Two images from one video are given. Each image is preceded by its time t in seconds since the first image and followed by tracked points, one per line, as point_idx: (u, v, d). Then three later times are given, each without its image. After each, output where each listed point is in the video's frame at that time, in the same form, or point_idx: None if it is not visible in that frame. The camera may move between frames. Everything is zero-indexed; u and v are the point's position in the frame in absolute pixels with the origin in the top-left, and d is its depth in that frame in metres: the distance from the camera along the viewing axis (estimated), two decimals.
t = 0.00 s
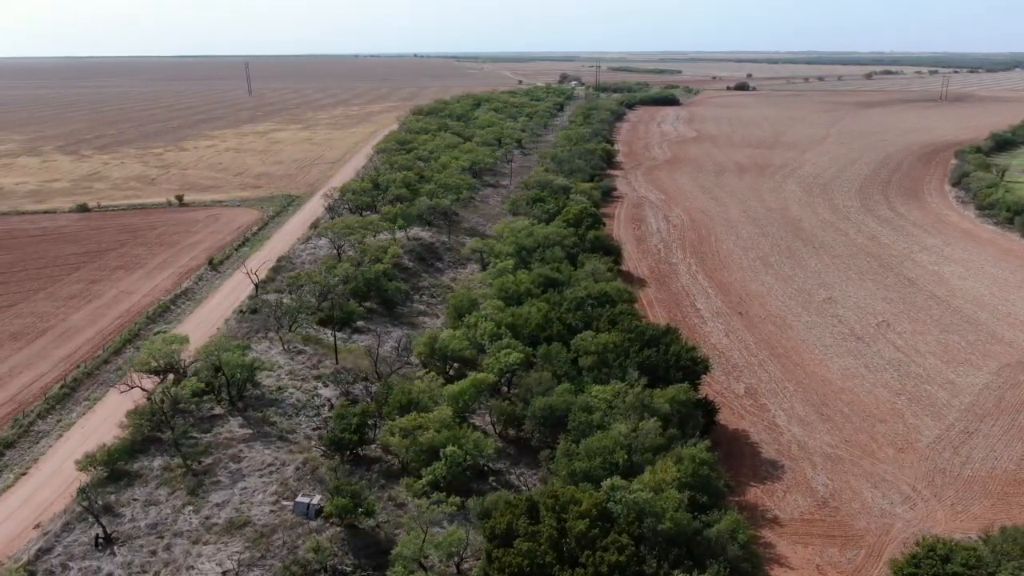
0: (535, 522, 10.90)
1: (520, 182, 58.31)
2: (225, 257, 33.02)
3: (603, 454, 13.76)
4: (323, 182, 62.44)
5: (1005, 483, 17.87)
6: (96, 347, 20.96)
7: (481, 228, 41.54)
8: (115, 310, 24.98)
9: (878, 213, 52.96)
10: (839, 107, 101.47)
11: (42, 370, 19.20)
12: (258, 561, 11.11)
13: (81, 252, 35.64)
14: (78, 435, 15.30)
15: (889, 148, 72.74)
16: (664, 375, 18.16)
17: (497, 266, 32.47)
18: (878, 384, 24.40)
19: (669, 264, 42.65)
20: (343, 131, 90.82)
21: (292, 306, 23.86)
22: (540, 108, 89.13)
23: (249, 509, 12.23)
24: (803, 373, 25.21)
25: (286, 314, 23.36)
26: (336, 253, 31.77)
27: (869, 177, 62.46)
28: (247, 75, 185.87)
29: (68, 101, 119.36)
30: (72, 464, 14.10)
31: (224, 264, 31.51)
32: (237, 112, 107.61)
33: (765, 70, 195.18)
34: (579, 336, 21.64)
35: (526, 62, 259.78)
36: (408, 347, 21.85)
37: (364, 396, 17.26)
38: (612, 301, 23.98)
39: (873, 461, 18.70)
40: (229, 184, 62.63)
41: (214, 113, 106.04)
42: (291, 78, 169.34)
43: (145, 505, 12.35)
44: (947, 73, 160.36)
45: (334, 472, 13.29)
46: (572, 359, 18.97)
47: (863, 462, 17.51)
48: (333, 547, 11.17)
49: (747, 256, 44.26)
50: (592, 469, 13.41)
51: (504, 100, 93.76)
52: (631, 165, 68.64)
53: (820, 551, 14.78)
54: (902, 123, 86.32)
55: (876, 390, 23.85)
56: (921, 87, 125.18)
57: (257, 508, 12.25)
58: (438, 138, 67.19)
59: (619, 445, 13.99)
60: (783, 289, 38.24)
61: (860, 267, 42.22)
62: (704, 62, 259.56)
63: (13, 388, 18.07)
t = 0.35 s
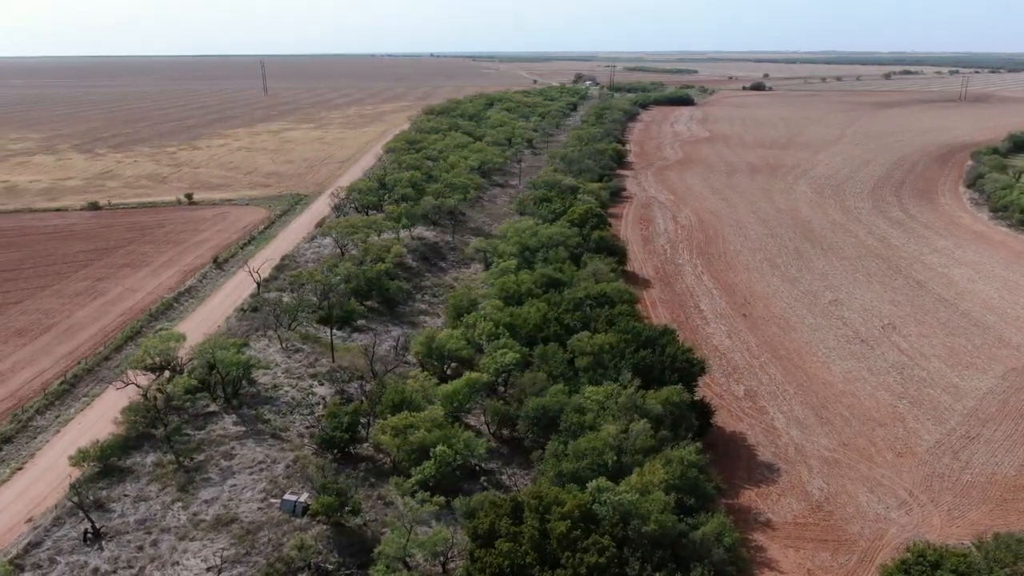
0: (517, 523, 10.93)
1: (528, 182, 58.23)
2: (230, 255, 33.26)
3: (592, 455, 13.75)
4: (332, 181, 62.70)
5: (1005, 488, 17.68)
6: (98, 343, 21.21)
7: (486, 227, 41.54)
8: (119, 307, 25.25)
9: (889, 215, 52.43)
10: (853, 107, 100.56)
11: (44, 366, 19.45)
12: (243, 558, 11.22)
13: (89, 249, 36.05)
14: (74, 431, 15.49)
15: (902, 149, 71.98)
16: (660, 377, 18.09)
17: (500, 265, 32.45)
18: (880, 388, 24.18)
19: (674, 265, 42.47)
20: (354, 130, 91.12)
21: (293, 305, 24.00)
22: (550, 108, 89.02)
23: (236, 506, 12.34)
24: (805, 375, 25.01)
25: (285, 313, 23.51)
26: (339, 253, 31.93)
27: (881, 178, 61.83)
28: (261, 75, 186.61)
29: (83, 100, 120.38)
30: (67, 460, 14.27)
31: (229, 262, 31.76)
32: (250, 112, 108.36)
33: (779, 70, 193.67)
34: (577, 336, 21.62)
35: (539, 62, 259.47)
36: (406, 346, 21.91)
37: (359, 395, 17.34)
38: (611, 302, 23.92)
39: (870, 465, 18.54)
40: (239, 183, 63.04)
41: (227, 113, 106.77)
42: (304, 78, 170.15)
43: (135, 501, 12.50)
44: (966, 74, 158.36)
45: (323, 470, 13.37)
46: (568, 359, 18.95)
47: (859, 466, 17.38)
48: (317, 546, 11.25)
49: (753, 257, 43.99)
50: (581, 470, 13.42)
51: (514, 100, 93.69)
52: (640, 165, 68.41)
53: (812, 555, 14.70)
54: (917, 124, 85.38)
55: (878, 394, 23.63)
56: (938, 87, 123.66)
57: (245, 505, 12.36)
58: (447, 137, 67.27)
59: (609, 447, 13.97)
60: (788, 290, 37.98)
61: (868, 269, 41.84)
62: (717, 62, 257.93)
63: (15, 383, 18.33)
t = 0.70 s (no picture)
0: (499, 524, 10.95)
1: (536, 183, 58.20)
2: (235, 254, 33.52)
3: (581, 456, 13.74)
4: (341, 180, 62.99)
5: (1004, 495, 17.45)
6: (100, 340, 21.48)
7: (492, 227, 41.56)
8: (122, 305, 25.52)
9: (901, 217, 51.88)
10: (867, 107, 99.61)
11: (47, 362, 19.73)
12: (229, 554, 11.32)
13: (98, 247, 36.45)
14: (71, 427, 15.67)
15: (915, 150, 71.24)
16: (655, 378, 18.01)
17: (503, 265, 32.47)
18: (882, 391, 23.96)
19: (680, 265, 42.31)
20: (364, 130, 91.47)
21: (294, 304, 24.16)
22: (560, 108, 88.92)
23: (225, 503, 12.45)
24: (806, 378, 24.83)
25: (287, 312, 23.66)
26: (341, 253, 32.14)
27: (894, 180, 61.21)
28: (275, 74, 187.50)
29: (99, 100, 121.53)
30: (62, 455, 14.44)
31: (233, 261, 31.99)
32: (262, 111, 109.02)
33: (794, 70, 192.21)
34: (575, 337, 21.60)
35: (551, 61, 259.19)
36: (404, 345, 22.01)
37: (353, 394, 17.42)
38: (611, 303, 23.90)
39: (868, 469, 18.38)
40: (249, 182, 63.47)
41: (239, 112, 107.52)
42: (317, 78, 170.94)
43: (125, 497, 12.63)
44: (984, 74, 156.33)
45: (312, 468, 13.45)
46: (564, 360, 18.94)
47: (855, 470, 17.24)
48: (301, 544, 11.35)
49: (759, 258, 43.72)
50: (569, 470, 13.42)
51: (524, 100, 93.66)
52: (649, 165, 68.18)
53: (804, 560, 14.61)
54: (932, 125, 84.33)
55: (880, 397, 23.42)
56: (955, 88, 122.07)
57: (233, 502, 12.48)
58: (456, 137, 67.36)
59: (598, 448, 13.95)
60: (794, 292, 37.70)
61: (876, 271, 41.46)
62: (731, 62, 256.52)
63: (16, 379, 18.57)
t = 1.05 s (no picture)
0: (481, 524, 10.97)
1: (544, 183, 58.12)
2: (240, 252, 33.75)
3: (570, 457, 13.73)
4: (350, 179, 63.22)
5: (1004, 501, 17.24)
6: (102, 337, 21.74)
7: (497, 228, 41.52)
8: (127, 303, 25.79)
9: (912, 219, 51.33)
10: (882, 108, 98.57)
11: (49, 359, 19.98)
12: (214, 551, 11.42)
13: (106, 245, 36.84)
14: (68, 423, 15.87)
15: (929, 152, 70.37)
16: (651, 380, 17.93)
17: (506, 264, 32.45)
18: (884, 395, 23.71)
19: (686, 266, 42.11)
20: (375, 129, 91.75)
21: (295, 303, 24.27)
22: (571, 108, 88.75)
23: (214, 500, 12.57)
24: (808, 381, 24.65)
25: (286, 311, 23.78)
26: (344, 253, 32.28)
27: (906, 181, 60.55)
28: (289, 74, 188.35)
29: (114, 100, 122.85)
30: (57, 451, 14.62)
31: (238, 260, 32.20)
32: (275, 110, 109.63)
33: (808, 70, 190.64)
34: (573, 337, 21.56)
35: (564, 61, 258.73)
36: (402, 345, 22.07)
37: (348, 393, 17.49)
38: (610, 303, 23.83)
39: (865, 473, 18.23)
40: (259, 181, 63.86)
41: (252, 111, 108.18)
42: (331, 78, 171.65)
43: (116, 493, 12.77)
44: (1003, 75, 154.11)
45: (302, 467, 13.55)
46: (560, 360, 18.90)
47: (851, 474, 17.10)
48: (286, 543, 11.40)
49: (766, 260, 43.44)
50: (557, 472, 13.40)
51: (535, 100, 93.59)
52: (658, 166, 67.92)
53: (796, 564, 14.54)
54: (947, 126, 83.27)
55: (882, 401, 23.18)
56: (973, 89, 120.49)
57: (221, 500, 12.59)
58: (465, 136, 67.37)
59: (588, 450, 13.94)
60: (800, 294, 37.40)
61: (884, 273, 41.05)
62: (746, 61, 254.75)
63: (18, 375, 18.83)
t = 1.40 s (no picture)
0: (465, 524, 10.99)
1: (551, 183, 58.02)
2: (245, 251, 33.96)
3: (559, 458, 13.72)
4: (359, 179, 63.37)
5: (1003, 507, 17.03)
6: (103, 334, 21.94)
7: (502, 228, 41.49)
8: (130, 300, 25.99)
9: (923, 220, 50.77)
10: (896, 108, 97.52)
11: (50, 355, 20.19)
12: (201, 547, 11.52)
13: (113, 243, 37.15)
14: (66, 419, 16.06)
15: (943, 153, 69.54)
16: (646, 382, 17.88)
17: (509, 264, 32.41)
18: (886, 398, 23.47)
19: (691, 267, 41.90)
20: (386, 129, 91.98)
21: (295, 302, 24.38)
22: (581, 108, 88.50)
23: (203, 497, 12.68)
24: (809, 383, 24.44)
25: (287, 310, 23.90)
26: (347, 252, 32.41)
27: (918, 183, 59.91)
28: (302, 74, 188.81)
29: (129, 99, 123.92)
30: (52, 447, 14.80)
31: (242, 258, 32.41)
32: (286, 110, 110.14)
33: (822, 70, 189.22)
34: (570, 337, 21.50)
35: (577, 61, 258.40)
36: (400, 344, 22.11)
37: (343, 392, 17.55)
38: (609, 304, 23.74)
39: (862, 477, 18.07)
40: (268, 181, 64.17)
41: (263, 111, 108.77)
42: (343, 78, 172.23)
43: (107, 489, 12.91)
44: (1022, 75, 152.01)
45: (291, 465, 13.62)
46: (555, 360, 18.87)
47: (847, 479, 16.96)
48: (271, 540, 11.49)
49: (773, 261, 43.14)
50: (546, 472, 13.40)
51: (545, 100, 93.44)
52: (667, 166, 67.62)
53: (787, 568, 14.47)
54: (962, 127, 82.29)
55: (883, 404, 22.97)
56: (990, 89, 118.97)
57: (210, 497, 12.71)
58: (474, 136, 67.34)
59: (577, 451, 13.93)
60: (806, 296, 37.11)
61: (892, 275, 40.64)
62: (759, 61, 253.22)
63: (19, 371, 19.04)
